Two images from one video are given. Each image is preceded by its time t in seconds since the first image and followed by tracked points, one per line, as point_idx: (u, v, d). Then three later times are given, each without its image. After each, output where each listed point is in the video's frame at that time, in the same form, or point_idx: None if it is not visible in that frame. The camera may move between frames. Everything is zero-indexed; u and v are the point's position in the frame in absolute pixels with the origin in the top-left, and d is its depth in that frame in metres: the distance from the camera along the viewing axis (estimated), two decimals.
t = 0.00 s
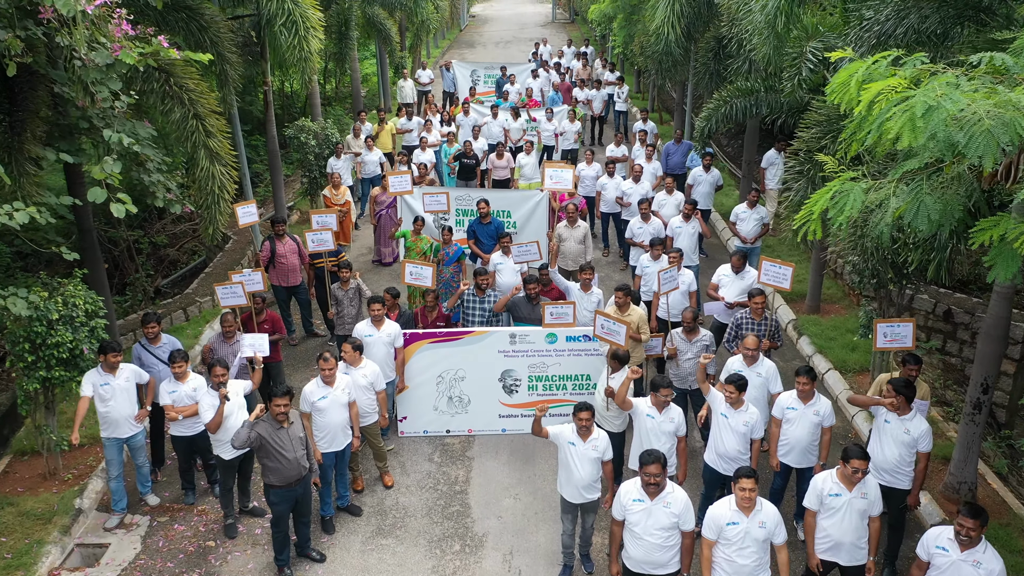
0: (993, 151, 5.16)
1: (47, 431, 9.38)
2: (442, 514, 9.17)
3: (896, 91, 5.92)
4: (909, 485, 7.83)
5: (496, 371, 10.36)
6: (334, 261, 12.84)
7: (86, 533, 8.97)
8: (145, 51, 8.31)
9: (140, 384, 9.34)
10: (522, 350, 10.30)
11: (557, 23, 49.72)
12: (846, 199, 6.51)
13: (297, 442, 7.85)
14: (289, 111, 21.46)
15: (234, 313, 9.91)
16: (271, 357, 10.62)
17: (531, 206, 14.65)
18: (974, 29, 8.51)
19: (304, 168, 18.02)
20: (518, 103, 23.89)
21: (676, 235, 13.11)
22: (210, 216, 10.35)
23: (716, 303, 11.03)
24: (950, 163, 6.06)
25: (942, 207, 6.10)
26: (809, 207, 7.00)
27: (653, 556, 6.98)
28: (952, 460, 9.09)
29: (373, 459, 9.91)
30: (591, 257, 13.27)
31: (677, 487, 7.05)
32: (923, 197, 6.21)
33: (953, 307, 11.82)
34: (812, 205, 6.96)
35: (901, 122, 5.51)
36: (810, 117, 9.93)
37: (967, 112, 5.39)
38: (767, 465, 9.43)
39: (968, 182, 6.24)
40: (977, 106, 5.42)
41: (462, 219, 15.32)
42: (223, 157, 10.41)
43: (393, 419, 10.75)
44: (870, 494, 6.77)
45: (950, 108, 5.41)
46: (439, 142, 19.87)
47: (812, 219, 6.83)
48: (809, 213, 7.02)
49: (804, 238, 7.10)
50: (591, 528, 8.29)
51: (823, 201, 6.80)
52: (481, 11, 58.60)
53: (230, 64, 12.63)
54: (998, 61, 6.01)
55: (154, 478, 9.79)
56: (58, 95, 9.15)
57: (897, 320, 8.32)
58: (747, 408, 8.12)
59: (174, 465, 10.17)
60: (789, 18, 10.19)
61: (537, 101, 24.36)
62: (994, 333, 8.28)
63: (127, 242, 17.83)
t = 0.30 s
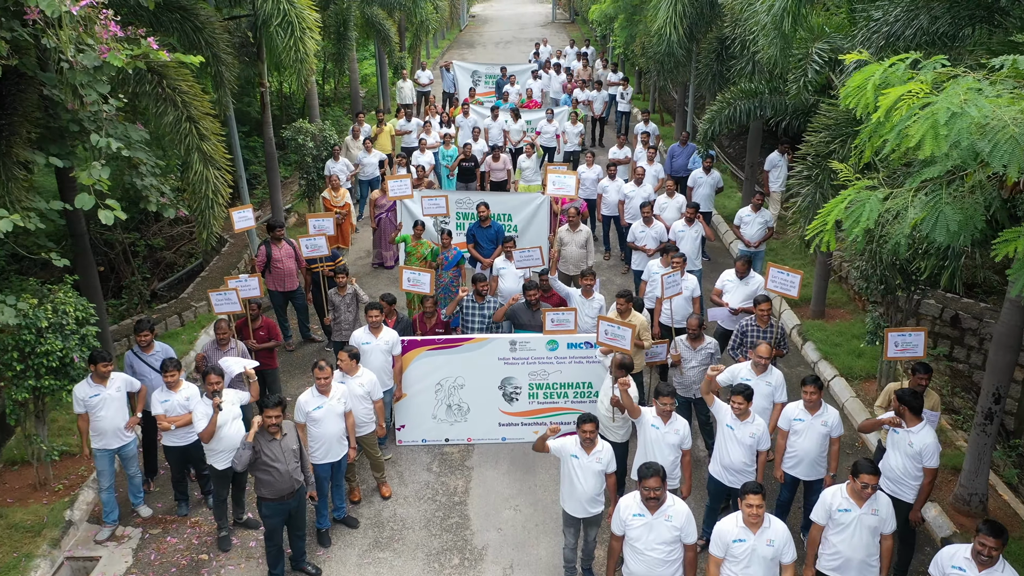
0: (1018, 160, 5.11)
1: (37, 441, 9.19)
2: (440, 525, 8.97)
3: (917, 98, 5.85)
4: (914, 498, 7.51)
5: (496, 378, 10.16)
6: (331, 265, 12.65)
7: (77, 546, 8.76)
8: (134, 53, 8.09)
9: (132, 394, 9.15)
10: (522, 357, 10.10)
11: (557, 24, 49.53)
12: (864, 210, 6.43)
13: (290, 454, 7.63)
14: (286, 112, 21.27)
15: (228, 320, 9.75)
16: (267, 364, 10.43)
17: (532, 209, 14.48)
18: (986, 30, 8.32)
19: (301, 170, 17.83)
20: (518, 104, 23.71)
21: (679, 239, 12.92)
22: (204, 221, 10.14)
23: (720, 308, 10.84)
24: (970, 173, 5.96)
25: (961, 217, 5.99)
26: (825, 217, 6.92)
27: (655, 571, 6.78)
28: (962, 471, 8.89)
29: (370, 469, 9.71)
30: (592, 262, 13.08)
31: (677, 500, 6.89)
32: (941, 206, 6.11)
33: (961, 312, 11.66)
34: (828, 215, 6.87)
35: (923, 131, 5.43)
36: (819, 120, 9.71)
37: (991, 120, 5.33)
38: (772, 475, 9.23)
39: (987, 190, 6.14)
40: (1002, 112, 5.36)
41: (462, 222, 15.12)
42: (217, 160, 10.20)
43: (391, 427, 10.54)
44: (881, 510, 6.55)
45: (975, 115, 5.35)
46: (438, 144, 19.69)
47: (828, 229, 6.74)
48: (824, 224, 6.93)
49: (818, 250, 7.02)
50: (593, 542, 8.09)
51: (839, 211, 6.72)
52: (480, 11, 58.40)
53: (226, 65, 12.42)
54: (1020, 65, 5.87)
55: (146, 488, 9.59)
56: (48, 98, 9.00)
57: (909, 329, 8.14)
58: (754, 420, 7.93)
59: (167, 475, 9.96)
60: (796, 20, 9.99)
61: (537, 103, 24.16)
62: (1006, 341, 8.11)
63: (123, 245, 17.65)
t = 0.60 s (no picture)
0: None
1: (26, 451, 8.97)
2: (438, 539, 8.75)
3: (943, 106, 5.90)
4: (918, 511, 7.33)
5: (495, 387, 9.95)
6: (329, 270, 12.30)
7: (66, 559, 8.54)
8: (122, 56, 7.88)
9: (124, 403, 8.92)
10: (522, 365, 9.88)
11: (557, 24, 49.29)
12: (881, 221, 6.38)
13: (283, 467, 7.41)
14: (284, 113, 21.06)
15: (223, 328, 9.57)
16: (262, 372, 10.23)
17: (532, 213, 14.28)
18: (1000, 32, 8.15)
19: (299, 172, 17.62)
20: (518, 105, 23.51)
21: (682, 243, 12.70)
22: (197, 226, 9.89)
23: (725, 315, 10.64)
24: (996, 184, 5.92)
25: (987, 229, 5.95)
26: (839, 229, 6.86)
27: None
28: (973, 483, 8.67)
29: (367, 480, 9.50)
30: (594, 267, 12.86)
31: (679, 514, 6.67)
32: (965, 218, 6.07)
33: (969, 318, 11.37)
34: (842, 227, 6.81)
35: (952, 141, 5.52)
36: (828, 124, 9.46)
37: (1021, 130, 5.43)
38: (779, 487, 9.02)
39: (1011, 200, 6.10)
40: None
41: (462, 226, 14.90)
42: (211, 164, 9.98)
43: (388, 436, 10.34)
44: (893, 528, 6.33)
45: (1006, 123, 5.45)
46: (437, 146, 19.48)
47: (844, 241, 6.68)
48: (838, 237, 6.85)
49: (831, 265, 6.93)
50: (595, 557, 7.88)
51: (854, 224, 6.65)
52: (480, 11, 58.15)
53: (221, 66, 12.19)
54: None
55: (138, 500, 9.38)
56: (37, 102, 8.80)
57: (921, 339, 7.94)
58: (761, 432, 7.73)
59: (160, 486, 9.75)
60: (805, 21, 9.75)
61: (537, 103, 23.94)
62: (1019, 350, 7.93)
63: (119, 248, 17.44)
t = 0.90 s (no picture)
0: None
1: (13, 463, 8.75)
2: (436, 553, 8.53)
3: (970, 115, 5.76)
4: (932, 528, 7.13)
5: (495, 396, 9.72)
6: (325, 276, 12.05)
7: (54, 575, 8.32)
8: (108, 58, 7.66)
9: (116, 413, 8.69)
10: (522, 374, 9.66)
11: (557, 24, 49.08)
12: (901, 235, 6.23)
13: (276, 482, 7.18)
14: (282, 114, 20.85)
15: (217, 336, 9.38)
16: (257, 380, 10.02)
17: (531, 217, 14.08)
18: (1015, 32, 7.88)
19: (296, 175, 17.42)
20: (518, 106, 23.30)
21: (684, 248, 12.49)
22: (190, 231, 9.67)
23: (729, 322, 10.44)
24: None
25: (1013, 243, 5.77)
26: (857, 243, 6.70)
27: None
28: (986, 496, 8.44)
29: (364, 492, 9.28)
30: (596, 272, 12.63)
31: (683, 531, 6.44)
32: (990, 231, 5.88)
33: (977, 324, 11.28)
34: (859, 240, 6.66)
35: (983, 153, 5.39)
36: (839, 130, 9.25)
37: None
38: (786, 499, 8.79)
39: None
40: None
41: (461, 229, 14.70)
42: (204, 168, 9.75)
43: (386, 446, 10.12)
44: (907, 548, 6.10)
45: None
46: (435, 148, 19.26)
47: (862, 256, 6.53)
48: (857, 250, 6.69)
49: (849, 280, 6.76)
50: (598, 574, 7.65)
51: (872, 237, 6.49)
52: (480, 11, 57.96)
53: (216, 68, 11.96)
54: None
55: (129, 512, 9.16)
56: (25, 107, 8.60)
57: (933, 348, 7.77)
58: (767, 445, 7.52)
59: (152, 498, 9.53)
60: (812, 24, 9.49)
61: (537, 104, 23.72)
62: None
63: (114, 252, 17.23)
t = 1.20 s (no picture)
0: None
1: None
2: (434, 570, 8.30)
3: (1005, 125, 5.55)
4: (958, 549, 6.92)
5: (494, 406, 9.50)
6: (322, 282, 11.79)
7: None
8: (93, 60, 7.46)
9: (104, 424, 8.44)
10: (522, 384, 9.42)
11: (557, 24, 48.84)
12: (927, 251, 6.02)
13: (266, 499, 6.94)
14: (279, 116, 20.62)
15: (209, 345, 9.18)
16: (250, 390, 9.80)
17: (531, 222, 13.86)
18: None
19: (293, 178, 17.20)
20: (518, 108, 23.07)
21: (687, 253, 12.24)
22: (182, 238, 9.43)
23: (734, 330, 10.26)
24: None
25: None
26: (878, 258, 6.49)
27: None
28: (1000, 511, 8.21)
29: (360, 505, 9.06)
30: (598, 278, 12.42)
31: (687, 552, 6.21)
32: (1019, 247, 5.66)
33: (986, 331, 10.95)
34: (881, 256, 6.45)
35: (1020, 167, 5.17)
36: (849, 135, 9.01)
37: None
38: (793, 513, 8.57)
39: None
40: None
41: (459, 233, 14.50)
42: (196, 173, 9.52)
43: (383, 457, 9.90)
44: (923, 571, 5.87)
45: None
46: (434, 150, 19.03)
47: (885, 272, 6.32)
48: (878, 266, 6.48)
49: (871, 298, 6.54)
50: None
51: (895, 252, 6.28)
52: (480, 11, 57.70)
53: (211, 70, 11.71)
54: None
55: (119, 526, 8.93)
56: (12, 111, 8.41)
57: (946, 360, 7.53)
58: (775, 460, 7.29)
59: (143, 511, 9.31)
60: (822, 26, 9.26)
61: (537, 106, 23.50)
62: None
63: (109, 256, 17.01)
